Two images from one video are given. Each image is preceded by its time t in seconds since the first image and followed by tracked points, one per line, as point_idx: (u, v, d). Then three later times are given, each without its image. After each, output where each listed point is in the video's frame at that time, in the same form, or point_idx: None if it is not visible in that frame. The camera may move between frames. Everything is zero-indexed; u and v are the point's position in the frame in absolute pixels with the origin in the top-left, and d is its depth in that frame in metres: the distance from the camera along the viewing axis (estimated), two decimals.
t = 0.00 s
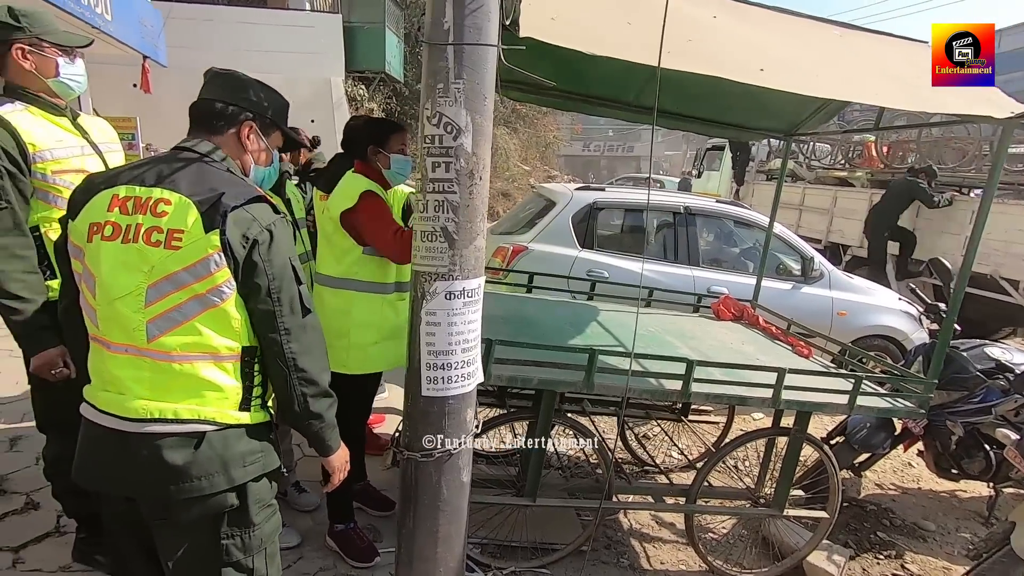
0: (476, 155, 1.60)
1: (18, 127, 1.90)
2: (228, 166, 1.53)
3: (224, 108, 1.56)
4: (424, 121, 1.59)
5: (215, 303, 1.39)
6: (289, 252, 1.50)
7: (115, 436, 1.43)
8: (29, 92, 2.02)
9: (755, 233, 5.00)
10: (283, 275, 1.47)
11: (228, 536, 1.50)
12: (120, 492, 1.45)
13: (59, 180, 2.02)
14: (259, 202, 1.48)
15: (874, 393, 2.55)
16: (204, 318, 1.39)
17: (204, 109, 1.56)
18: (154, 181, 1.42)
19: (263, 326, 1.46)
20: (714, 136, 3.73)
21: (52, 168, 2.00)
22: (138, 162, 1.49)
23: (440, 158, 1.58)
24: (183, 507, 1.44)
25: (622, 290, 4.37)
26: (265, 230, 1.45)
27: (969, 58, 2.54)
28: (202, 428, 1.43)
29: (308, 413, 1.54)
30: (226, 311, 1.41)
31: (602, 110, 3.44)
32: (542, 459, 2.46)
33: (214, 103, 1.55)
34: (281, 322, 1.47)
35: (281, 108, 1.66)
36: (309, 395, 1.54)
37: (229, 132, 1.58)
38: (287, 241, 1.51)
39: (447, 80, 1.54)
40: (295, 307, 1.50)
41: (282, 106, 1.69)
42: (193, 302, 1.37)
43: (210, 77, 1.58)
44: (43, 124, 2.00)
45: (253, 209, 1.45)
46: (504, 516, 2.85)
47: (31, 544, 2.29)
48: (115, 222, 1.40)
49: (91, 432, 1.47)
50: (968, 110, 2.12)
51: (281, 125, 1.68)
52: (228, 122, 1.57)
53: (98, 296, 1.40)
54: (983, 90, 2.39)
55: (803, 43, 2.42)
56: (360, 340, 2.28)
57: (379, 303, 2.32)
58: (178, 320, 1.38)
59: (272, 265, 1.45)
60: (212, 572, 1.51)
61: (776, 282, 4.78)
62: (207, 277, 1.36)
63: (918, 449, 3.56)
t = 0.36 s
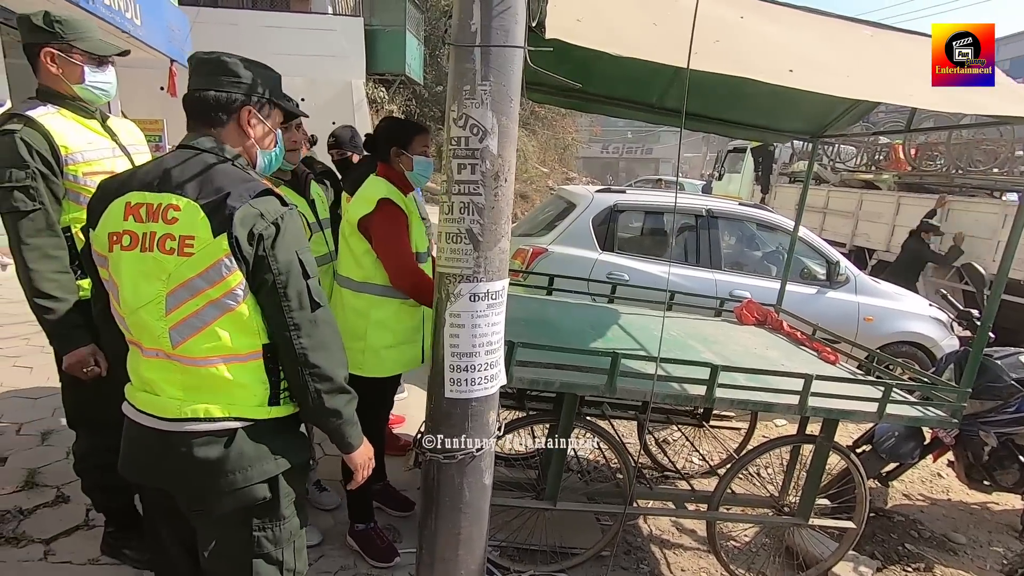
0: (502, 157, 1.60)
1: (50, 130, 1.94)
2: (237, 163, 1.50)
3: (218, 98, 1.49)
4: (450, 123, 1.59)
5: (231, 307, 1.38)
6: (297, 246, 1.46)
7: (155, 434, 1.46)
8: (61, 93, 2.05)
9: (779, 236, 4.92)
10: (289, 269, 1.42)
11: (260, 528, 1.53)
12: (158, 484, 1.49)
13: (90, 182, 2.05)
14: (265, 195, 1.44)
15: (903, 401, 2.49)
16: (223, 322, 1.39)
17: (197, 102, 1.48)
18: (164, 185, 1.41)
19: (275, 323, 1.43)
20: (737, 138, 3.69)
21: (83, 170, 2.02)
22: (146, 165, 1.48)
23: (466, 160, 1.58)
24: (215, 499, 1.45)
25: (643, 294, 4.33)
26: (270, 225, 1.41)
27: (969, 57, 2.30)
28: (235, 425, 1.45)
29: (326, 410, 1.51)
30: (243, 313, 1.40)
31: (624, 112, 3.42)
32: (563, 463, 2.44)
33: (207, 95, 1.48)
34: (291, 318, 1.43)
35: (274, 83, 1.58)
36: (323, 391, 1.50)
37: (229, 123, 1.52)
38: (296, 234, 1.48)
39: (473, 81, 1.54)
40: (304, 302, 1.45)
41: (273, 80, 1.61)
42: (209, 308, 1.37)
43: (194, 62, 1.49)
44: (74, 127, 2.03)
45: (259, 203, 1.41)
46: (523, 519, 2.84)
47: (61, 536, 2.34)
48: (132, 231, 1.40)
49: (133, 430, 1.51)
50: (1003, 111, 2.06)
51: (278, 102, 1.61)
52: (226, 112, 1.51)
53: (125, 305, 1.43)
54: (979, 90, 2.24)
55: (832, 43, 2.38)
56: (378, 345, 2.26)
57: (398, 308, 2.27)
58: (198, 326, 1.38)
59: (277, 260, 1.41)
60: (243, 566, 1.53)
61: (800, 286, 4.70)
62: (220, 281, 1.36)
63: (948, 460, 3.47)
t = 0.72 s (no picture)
0: (521, 164, 1.59)
1: (68, 137, 1.96)
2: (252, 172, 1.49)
3: (226, 105, 1.46)
4: (469, 130, 1.59)
5: (249, 319, 1.39)
6: (305, 252, 1.45)
7: (189, 439, 1.48)
8: (83, 101, 2.06)
9: (797, 241, 4.85)
10: (297, 277, 1.41)
11: (287, 525, 1.54)
12: (190, 485, 1.51)
13: (105, 190, 2.06)
14: (274, 201, 1.43)
15: (927, 411, 2.43)
16: (243, 335, 1.40)
17: (204, 111, 1.45)
18: (174, 199, 1.40)
19: (286, 331, 1.42)
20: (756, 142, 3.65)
21: (99, 178, 2.04)
22: (154, 177, 1.46)
23: (485, 167, 1.58)
24: (245, 498, 1.46)
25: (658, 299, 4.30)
26: (279, 233, 1.40)
27: (968, 57, 2.26)
28: (262, 427, 1.48)
29: (338, 417, 1.50)
30: (260, 325, 1.41)
31: (641, 116, 3.40)
32: (579, 470, 2.43)
33: (215, 103, 1.45)
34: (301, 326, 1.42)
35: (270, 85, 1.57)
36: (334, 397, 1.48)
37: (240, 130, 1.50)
38: (306, 239, 1.47)
39: (493, 88, 1.54)
40: (313, 309, 1.43)
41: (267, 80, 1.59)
42: (229, 322, 1.38)
43: (193, 66, 1.44)
44: (93, 134, 2.05)
45: (268, 211, 1.40)
46: (538, 526, 2.83)
47: (83, 536, 2.37)
48: (148, 248, 1.40)
49: (165, 436, 1.53)
50: None
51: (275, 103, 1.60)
52: (235, 120, 1.48)
53: (148, 320, 1.45)
54: (981, 91, 2.19)
55: (855, 47, 2.34)
56: (393, 351, 2.26)
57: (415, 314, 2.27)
58: (219, 340, 1.39)
59: (285, 268, 1.39)
60: (270, 566, 1.54)
61: (819, 292, 4.63)
62: (238, 296, 1.36)
63: (973, 471, 3.39)
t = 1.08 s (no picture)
0: (534, 180, 1.58)
1: (78, 152, 1.96)
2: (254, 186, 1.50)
3: (230, 122, 1.46)
4: (482, 145, 1.57)
5: (261, 338, 1.39)
6: (315, 268, 1.44)
7: (200, 456, 1.47)
8: (97, 114, 2.06)
9: (810, 248, 4.79)
10: (308, 294, 1.41)
11: (298, 541, 1.54)
12: (201, 502, 1.50)
13: (112, 206, 2.07)
14: (283, 218, 1.42)
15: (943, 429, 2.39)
16: (255, 354, 1.40)
17: (208, 127, 1.44)
18: (180, 220, 1.39)
19: (298, 348, 1.42)
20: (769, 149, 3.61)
21: (106, 193, 2.05)
22: (157, 198, 1.45)
23: (497, 183, 1.56)
24: (258, 515, 1.45)
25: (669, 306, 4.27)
26: (289, 250, 1.40)
27: (968, 57, 2.21)
28: (275, 444, 1.47)
29: (351, 430, 1.50)
30: (273, 343, 1.41)
31: (654, 123, 3.37)
32: (589, 484, 2.41)
33: (218, 119, 1.44)
34: (313, 342, 1.42)
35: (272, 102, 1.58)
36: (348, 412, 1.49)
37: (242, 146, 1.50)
38: (316, 254, 1.46)
39: (506, 104, 1.52)
40: (324, 325, 1.43)
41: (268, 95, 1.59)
42: (241, 342, 1.38)
43: (195, 82, 1.43)
44: (103, 149, 2.06)
45: (277, 228, 1.40)
46: (548, 538, 2.82)
47: (94, 543, 2.39)
48: (155, 271, 1.40)
49: (176, 453, 1.53)
50: None
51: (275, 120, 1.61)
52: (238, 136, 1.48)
53: (157, 342, 1.44)
54: (981, 90, 2.17)
55: (874, 57, 2.30)
56: (403, 364, 2.26)
57: (425, 326, 2.26)
58: (231, 360, 1.39)
59: (296, 285, 1.39)
60: None
61: (832, 300, 4.57)
62: (249, 316, 1.36)
63: (990, 485, 3.33)
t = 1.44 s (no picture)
0: (535, 200, 1.56)
1: (89, 173, 2.00)
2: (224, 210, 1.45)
3: (216, 142, 1.48)
4: (483, 165, 1.56)
5: (221, 357, 1.36)
6: (281, 287, 1.40)
7: (167, 489, 1.48)
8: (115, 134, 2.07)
9: (815, 250, 4.76)
10: (272, 312, 1.37)
11: None
12: (174, 535, 1.50)
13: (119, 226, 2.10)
14: (249, 235, 1.40)
15: (949, 442, 2.37)
16: (217, 373, 1.37)
17: (195, 144, 1.48)
18: (151, 237, 1.39)
19: (262, 368, 1.39)
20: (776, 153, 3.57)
21: (114, 214, 2.08)
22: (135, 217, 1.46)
23: (499, 203, 1.55)
24: (233, 548, 1.47)
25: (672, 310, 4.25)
26: (252, 267, 1.37)
27: (968, 57, 2.30)
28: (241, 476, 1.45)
29: (321, 456, 1.46)
30: (235, 362, 1.38)
31: (658, 127, 3.34)
32: (591, 496, 2.41)
33: (205, 137, 1.47)
34: (277, 362, 1.38)
35: (278, 134, 1.56)
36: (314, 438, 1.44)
37: (223, 166, 1.50)
38: (285, 273, 1.43)
39: (507, 123, 1.51)
40: (290, 346, 1.39)
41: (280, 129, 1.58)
42: (201, 360, 1.35)
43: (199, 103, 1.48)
44: (115, 169, 2.08)
45: (241, 245, 1.37)
46: (550, 546, 2.82)
47: (99, 552, 2.40)
48: (124, 287, 1.39)
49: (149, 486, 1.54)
50: None
51: (280, 153, 1.58)
52: (221, 156, 1.49)
53: (127, 361, 1.44)
54: (979, 91, 2.22)
55: (882, 66, 2.27)
56: (403, 375, 2.26)
57: (425, 338, 2.26)
58: (192, 378, 1.36)
59: (258, 301, 1.35)
60: None
61: (837, 304, 4.54)
62: (208, 333, 1.33)
63: (995, 493, 3.31)
